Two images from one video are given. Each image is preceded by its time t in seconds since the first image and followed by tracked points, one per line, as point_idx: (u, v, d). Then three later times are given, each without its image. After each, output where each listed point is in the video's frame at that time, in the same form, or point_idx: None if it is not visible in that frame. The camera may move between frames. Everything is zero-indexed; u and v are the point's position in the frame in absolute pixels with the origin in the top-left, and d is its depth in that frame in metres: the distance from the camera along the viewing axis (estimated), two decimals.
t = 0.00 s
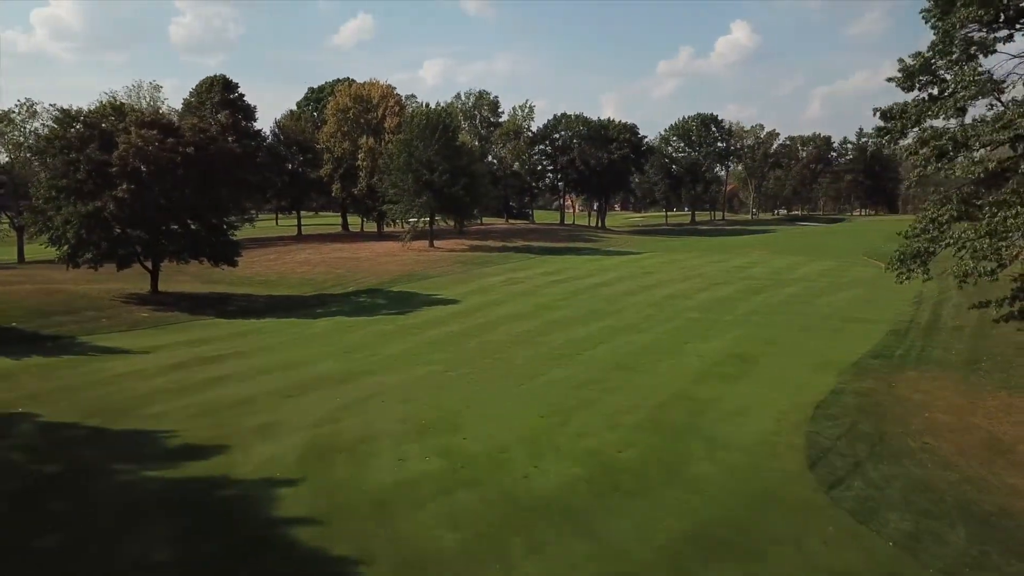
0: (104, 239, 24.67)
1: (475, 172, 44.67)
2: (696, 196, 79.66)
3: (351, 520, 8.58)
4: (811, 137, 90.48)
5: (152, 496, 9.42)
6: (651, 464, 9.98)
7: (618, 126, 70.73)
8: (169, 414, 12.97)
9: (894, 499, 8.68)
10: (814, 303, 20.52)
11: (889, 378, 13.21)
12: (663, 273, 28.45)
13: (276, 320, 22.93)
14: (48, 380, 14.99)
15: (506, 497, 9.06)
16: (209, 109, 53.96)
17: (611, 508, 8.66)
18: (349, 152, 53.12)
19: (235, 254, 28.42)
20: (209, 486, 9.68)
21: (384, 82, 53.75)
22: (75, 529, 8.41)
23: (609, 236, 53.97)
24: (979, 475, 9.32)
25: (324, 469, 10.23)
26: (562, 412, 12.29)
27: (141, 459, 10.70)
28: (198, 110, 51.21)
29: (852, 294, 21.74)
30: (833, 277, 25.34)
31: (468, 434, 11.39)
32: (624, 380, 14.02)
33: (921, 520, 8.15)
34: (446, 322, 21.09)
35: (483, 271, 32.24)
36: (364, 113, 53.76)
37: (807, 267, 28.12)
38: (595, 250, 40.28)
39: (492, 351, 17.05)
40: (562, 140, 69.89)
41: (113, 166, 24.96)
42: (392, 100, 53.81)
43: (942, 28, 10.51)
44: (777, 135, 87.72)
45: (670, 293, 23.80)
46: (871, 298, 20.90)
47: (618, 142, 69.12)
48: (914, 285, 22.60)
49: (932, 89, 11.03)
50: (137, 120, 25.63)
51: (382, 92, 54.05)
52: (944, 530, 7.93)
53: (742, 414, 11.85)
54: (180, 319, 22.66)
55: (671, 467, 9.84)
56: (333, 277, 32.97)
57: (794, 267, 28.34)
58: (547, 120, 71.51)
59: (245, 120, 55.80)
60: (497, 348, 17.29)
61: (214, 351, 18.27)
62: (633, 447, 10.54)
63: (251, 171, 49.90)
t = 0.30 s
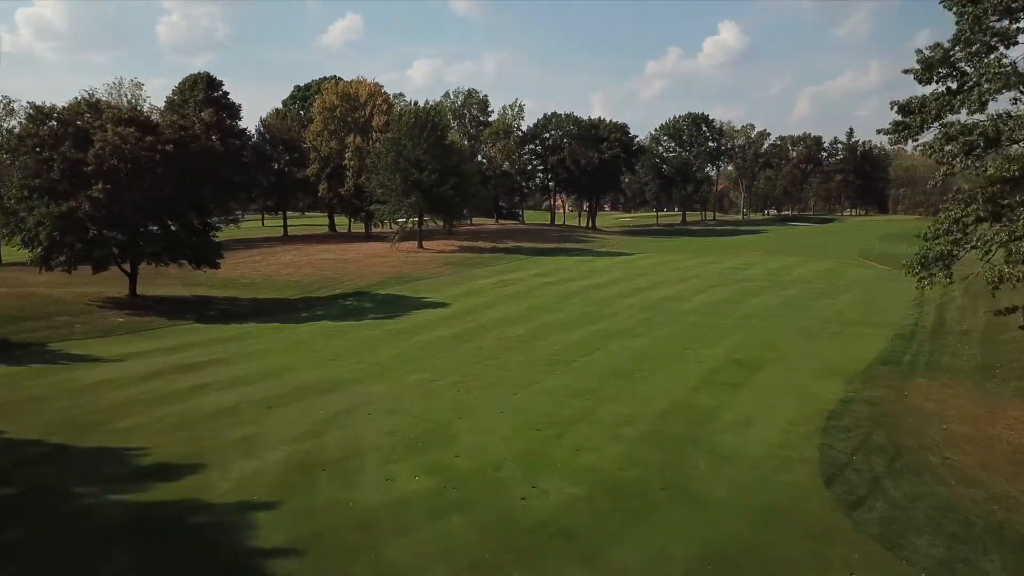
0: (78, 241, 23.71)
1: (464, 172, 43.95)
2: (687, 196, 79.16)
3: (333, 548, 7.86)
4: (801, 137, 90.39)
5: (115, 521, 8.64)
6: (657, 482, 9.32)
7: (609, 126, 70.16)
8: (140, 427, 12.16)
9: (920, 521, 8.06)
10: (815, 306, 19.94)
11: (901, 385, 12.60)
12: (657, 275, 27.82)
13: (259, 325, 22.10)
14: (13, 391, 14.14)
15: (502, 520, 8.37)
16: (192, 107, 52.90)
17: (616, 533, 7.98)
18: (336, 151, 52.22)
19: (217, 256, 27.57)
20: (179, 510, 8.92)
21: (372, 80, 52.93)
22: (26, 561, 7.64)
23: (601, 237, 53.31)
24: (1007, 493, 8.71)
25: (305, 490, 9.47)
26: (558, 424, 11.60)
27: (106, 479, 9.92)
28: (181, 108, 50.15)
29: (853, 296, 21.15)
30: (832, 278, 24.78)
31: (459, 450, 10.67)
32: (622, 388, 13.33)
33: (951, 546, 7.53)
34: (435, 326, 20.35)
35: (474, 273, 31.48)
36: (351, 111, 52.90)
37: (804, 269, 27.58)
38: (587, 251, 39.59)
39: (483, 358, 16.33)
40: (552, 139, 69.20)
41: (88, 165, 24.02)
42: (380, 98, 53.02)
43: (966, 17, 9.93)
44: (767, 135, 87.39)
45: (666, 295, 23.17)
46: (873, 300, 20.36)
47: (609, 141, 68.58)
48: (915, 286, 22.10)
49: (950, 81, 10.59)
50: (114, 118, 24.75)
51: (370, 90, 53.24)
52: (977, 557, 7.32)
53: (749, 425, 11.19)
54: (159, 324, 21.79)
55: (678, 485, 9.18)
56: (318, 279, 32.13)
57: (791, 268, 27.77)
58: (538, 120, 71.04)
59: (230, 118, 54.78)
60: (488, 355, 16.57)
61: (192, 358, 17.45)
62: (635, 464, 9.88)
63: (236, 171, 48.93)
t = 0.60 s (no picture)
0: (38, 244, 22.51)
1: (443, 171, 43.15)
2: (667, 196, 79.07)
3: None
4: (780, 137, 90.81)
5: (57, 557, 7.75)
6: (656, 505, 8.64)
7: (589, 125, 69.73)
8: (94, 447, 11.24)
9: (940, 546, 7.48)
10: (805, 309, 19.49)
11: (901, 393, 12.10)
12: (641, 277, 27.28)
13: (230, 332, 21.14)
14: None
15: (490, 550, 7.65)
16: (163, 104, 51.32)
17: (615, 564, 7.30)
18: (312, 150, 51.13)
19: (186, 258, 26.51)
20: (133, 543, 8.07)
21: (348, 78, 51.97)
22: None
23: (582, 237, 52.82)
24: None
25: (273, 518, 8.66)
26: (547, 439, 10.90)
27: (53, 508, 9.03)
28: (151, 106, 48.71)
29: (842, 297, 20.79)
30: (819, 279, 24.41)
31: (442, 470, 9.92)
32: (613, 399, 12.67)
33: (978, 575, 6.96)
34: (415, 332, 19.56)
35: (454, 275, 30.73)
36: (327, 109, 51.82)
37: (790, 270, 27.19)
38: (569, 252, 39.04)
39: (465, 366, 15.60)
40: (532, 139, 68.60)
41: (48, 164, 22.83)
42: (356, 96, 52.06)
43: (982, 8, 9.53)
44: (747, 135, 87.56)
45: (652, 298, 22.61)
46: (863, 302, 19.94)
47: (589, 141, 68.20)
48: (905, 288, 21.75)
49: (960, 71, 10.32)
50: (75, 114, 23.61)
51: (346, 88, 52.26)
52: None
53: (747, 439, 10.59)
54: (123, 332, 20.75)
55: (679, 508, 8.52)
56: (293, 282, 31.16)
57: (776, 270, 27.39)
58: (517, 119, 69.85)
59: (202, 116, 53.41)
60: (470, 363, 15.82)
61: (157, 369, 16.49)
62: (631, 484, 9.20)
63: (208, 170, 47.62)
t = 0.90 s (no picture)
0: None
1: (418, 171, 42.21)
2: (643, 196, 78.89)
3: None
4: (755, 137, 91.28)
5: None
6: (655, 534, 7.94)
7: (565, 125, 69.18)
8: (38, 472, 10.25)
9: None
10: (792, 313, 19.00)
11: (902, 402, 11.58)
12: (622, 280, 26.64)
13: (194, 340, 20.03)
14: None
15: None
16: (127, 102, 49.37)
17: None
18: (283, 149, 49.83)
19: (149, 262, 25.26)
20: None
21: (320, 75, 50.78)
22: None
23: (560, 238, 52.22)
24: None
25: (234, 555, 7.80)
26: (532, 457, 10.15)
27: None
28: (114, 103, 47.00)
29: (828, 300, 20.38)
30: (803, 281, 24.01)
31: (420, 496, 9.09)
32: (601, 412, 11.98)
33: None
34: (390, 339, 18.67)
35: (430, 278, 29.89)
36: (298, 107, 50.52)
37: (772, 272, 26.77)
38: (548, 254, 38.41)
39: (443, 376, 14.78)
40: (508, 138, 67.87)
41: None
42: (328, 94, 50.90)
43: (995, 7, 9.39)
44: (722, 135, 87.75)
45: (635, 302, 21.99)
46: (850, 306, 19.49)
47: (566, 141, 67.68)
48: (890, 290, 21.39)
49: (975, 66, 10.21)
50: (29, 110, 22.36)
51: (318, 86, 51.05)
52: None
53: (746, 455, 9.95)
54: (80, 340, 19.58)
55: (680, 538, 7.83)
56: (263, 286, 30.06)
57: (759, 272, 27.00)
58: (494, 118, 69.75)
59: (168, 114, 51.76)
60: (447, 373, 14.98)
61: (113, 381, 15.43)
62: (626, 510, 8.50)
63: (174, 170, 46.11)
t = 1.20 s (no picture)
0: None
1: (393, 170, 41.30)
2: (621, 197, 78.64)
3: None
4: (731, 137, 91.70)
5: None
6: (658, 568, 7.22)
7: (542, 124, 68.47)
8: None
9: None
10: (780, 317, 18.53)
11: (906, 413, 11.02)
12: (604, 282, 26.06)
13: (157, 349, 18.97)
14: None
15: None
16: (89, 100, 47.60)
17: None
18: (253, 148, 48.48)
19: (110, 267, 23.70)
20: None
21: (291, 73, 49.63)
22: None
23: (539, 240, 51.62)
24: None
25: None
26: (520, 481, 9.39)
27: None
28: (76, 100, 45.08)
29: (816, 304, 19.98)
30: (788, 283, 23.65)
31: (400, 527, 8.29)
32: (592, 427, 11.25)
33: None
34: (365, 347, 17.81)
35: (407, 281, 29.03)
36: (269, 105, 49.23)
37: (756, 274, 26.38)
38: (527, 255, 37.73)
39: (421, 388, 13.98)
40: (485, 138, 67.06)
41: None
42: (300, 92, 49.77)
43: None
44: (699, 135, 87.90)
45: (619, 305, 21.38)
46: (839, 309, 19.08)
47: (543, 140, 67.10)
48: (877, 293, 21.07)
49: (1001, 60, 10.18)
50: None
51: (290, 83, 49.88)
52: None
53: (748, 474, 9.30)
54: (34, 350, 18.39)
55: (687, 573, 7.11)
56: (232, 290, 28.93)
57: (742, 274, 26.59)
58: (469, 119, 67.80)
59: (133, 112, 49.88)
60: (426, 384, 14.19)
61: (67, 395, 14.33)
62: (625, 540, 7.77)
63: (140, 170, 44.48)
